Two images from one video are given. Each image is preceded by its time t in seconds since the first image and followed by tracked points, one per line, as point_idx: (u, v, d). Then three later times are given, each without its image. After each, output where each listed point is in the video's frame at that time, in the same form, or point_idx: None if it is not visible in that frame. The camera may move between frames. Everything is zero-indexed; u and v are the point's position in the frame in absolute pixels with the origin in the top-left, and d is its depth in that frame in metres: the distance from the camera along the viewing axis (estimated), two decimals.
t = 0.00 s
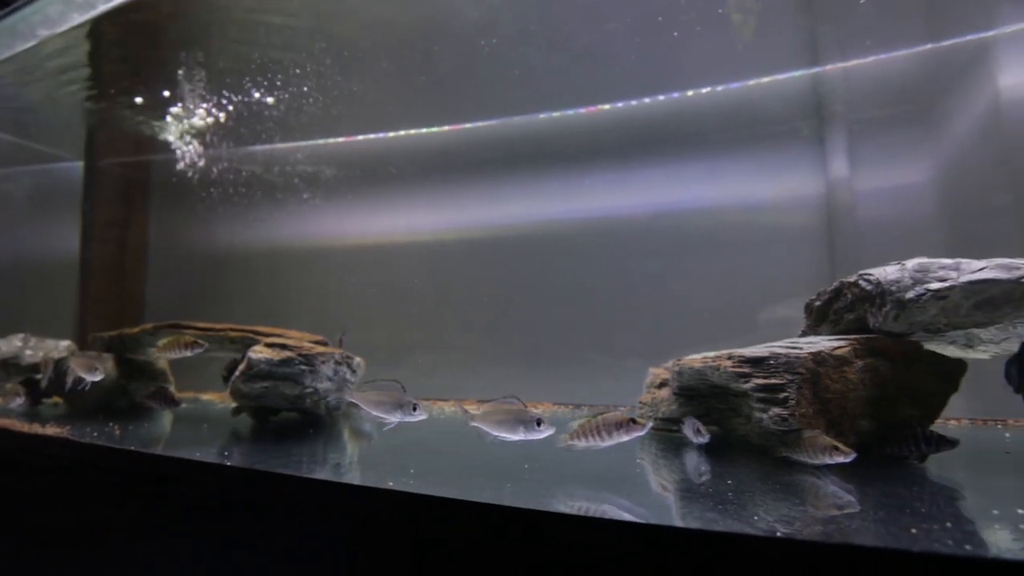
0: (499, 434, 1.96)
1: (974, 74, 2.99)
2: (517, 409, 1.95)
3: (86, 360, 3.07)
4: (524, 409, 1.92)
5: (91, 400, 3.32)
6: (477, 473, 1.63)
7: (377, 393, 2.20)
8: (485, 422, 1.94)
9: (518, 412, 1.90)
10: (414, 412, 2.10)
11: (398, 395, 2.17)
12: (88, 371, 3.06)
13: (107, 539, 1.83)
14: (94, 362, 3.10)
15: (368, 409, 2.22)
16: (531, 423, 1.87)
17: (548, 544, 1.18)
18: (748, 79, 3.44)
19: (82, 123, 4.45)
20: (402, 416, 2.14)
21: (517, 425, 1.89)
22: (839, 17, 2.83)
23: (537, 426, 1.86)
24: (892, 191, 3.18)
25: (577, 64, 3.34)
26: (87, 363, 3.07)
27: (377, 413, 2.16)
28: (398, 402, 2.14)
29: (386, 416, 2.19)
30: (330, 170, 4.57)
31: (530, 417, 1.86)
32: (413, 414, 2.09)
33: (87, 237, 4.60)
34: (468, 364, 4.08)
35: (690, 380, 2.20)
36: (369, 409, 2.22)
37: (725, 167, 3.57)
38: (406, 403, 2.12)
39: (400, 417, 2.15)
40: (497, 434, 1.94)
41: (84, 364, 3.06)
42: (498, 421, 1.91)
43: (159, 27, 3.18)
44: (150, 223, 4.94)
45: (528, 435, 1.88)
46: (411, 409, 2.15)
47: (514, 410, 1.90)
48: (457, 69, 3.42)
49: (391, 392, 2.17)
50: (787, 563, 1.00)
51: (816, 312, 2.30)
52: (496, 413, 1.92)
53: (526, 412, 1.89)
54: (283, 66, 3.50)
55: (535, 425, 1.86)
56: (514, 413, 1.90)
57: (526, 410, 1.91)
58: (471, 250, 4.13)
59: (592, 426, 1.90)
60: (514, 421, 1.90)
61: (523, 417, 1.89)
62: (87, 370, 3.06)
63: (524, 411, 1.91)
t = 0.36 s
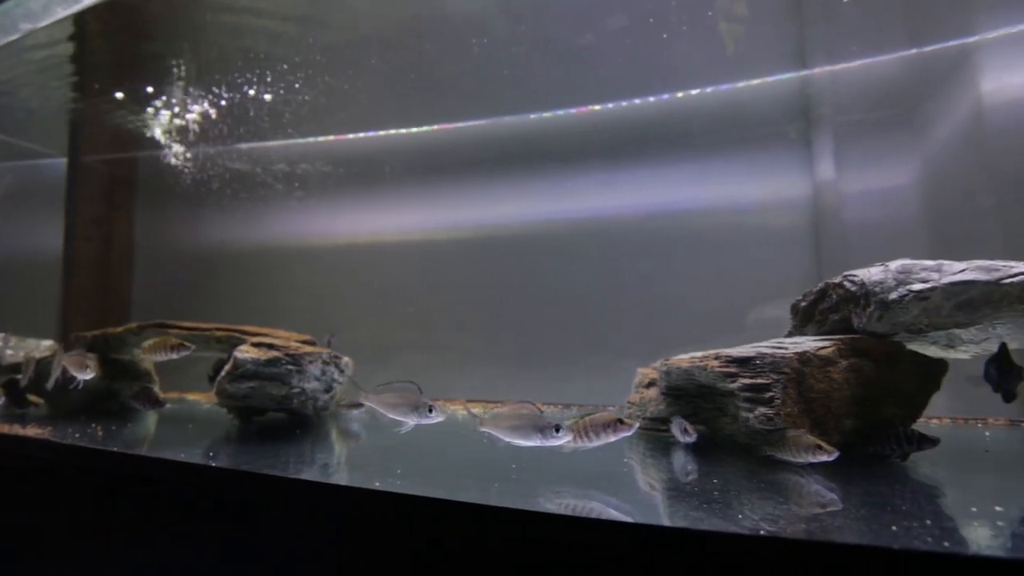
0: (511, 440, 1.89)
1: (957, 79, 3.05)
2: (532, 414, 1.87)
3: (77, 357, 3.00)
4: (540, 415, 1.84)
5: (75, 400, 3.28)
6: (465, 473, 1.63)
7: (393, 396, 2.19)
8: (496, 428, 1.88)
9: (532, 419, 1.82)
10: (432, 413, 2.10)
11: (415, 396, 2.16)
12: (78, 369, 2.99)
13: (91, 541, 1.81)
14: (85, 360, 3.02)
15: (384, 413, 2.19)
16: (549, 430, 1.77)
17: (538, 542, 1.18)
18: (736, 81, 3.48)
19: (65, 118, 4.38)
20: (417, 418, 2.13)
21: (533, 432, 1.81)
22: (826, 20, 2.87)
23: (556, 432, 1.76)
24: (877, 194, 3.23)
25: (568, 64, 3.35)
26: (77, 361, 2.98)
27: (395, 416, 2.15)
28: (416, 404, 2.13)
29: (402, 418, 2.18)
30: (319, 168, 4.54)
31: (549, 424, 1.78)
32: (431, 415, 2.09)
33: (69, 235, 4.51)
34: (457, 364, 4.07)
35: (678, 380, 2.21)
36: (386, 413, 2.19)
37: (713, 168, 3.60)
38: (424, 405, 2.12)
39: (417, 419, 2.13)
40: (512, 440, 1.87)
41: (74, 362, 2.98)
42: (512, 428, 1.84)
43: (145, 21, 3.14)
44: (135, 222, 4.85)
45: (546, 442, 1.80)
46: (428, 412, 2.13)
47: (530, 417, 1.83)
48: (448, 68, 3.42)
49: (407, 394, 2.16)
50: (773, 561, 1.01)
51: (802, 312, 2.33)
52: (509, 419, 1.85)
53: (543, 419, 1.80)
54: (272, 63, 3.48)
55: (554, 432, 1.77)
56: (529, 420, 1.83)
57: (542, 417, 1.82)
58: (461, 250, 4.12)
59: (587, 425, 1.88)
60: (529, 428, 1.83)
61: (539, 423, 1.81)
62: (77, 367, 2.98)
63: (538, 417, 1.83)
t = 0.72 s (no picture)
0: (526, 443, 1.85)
1: (941, 83, 3.10)
2: (548, 417, 1.81)
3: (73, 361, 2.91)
4: (556, 418, 1.79)
5: (57, 401, 3.22)
6: (453, 474, 1.63)
7: (410, 399, 2.15)
8: (511, 432, 1.83)
9: (550, 423, 1.76)
10: (452, 414, 2.06)
11: (433, 397, 2.13)
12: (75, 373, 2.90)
13: (72, 544, 1.78)
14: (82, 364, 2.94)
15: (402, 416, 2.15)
16: (570, 434, 1.74)
17: (527, 542, 1.18)
18: (726, 83, 3.50)
19: (48, 114, 4.32)
20: (437, 419, 2.09)
21: (553, 437, 1.76)
22: (814, 24, 2.91)
23: (578, 437, 1.74)
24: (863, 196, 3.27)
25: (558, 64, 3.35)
26: (75, 365, 2.90)
27: (414, 419, 2.12)
28: (434, 404, 2.10)
29: (422, 421, 2.13)
30: (308, 167, 4.51)
31: (570, 428, 1.73)
32: (451, 417, 2.05)
33: (52, 234, 4.41)
34: (447, 364, 4.06)
35: (665, 380, 2.22)
36: (405, 416, 2.15)
37: (702, 169, 3.62)
38: (443, 406, 2.08)
39: (436, 421, 2.09)
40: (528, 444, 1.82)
41: (72, 366, 2.90)
42: (529, 432, 1.79)
43: (130, 17, 3.10)
44: (121, 221, 4.76)
45: (566, 446, 1.76)
46: (447, 413, 2.09)
47: (547, 421, 1.77)
48: (439, 67, 3.41)
49: (425, 396, 2.13)
50: (758, 559, 1.02)
51: (789, 313, 2.35)
52: (526, 424, 1.80)
53: (562, 422, 1.75)
54: (261, 61, 3.45)
55: (575, 436, 1.74)
56: (547, 424, 1.78)
57: (560, 420, 1.77)
58: (452, 249, 4.11)
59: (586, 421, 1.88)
60: (548, 432, 1.78)
61: (558, 428, 1.76)
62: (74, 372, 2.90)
63: (555, 421, 1.77)
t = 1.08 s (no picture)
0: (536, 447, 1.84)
1: (924, 87, 3.15)
2: (557, 420, 1.80)
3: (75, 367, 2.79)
4: (566, 420, 1.78)
5: (34, 401, 3.10)
6: (441, 474, 1.63)
7: (431, 404, 2.02)
8: (520, 435, 1.82)
9: (560, 426, 1.75)
10: (475, 419, 1.94)
11: (455, 401, 2.01)
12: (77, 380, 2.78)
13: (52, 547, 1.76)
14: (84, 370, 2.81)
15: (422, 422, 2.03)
16: (579, 436, 1.73)
17: (515, 541, 1.19)
18: (715, 86, 3.54)
19: (30, 110, 4.25)
20: (461, 426, 1.97)
21: (562, 440, 1.75)
22: (801, 27, 2.95)
23: (587, 439, 1.73)
24: (849, 199, 3.31)
25: (549, 65, 3.36)
26: (77, 372, 2.77)
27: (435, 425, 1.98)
28: (457, 409, 1.97)
29: (445, 427, 2.01)
30: (297, 166, 4.49)
31: (579, 431, 1.73)
32: (475, 422, 1.94)
33: (35, 230, 4.25)
34: (436, 364, 4.05)
35: (652, 380, 2.23)
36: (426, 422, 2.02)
37: (692, 170, 3.65)
38: (467, 412, 1.96)
39: (459, 427, 1.97)
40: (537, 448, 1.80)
41: (74, 372, 2.77)
42: (537, 434, 1.77)
43: (115, 12, 3.07)
44: (106, 218, 4.67)
45: (575, 449, 1.75)
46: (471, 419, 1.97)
47: (557, 424, 1.76)
48: (429, 67, 3.41)
49: (447, 401, 2.00)
50: (743, 557, 1.03)
51: (775, 313, 2.37)
52: (534, 427, 1.79)
53: (572, 425, 1.75)
54: (249, 58, 3.42)
55: (584, 439, 1.73)
56: (557, 427, 1.76)
57: (569, 423, 1.76)
58: (441, 249, 4.10)
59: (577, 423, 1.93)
60: (558, 435, 1.77)
61: (567, 430, 1.75)
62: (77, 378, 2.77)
63: (565, 423, 1.76)
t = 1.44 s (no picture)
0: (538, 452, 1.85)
1: (899, 93, 3.22)
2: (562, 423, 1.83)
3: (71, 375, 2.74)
4: (571, 423, 1.81)
5: None
6: (421, 474, 1.63)
7: (447, 407, 2.00)
8: (523, 439, 1.83)
9: (564, 428, 1.78)
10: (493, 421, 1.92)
11: (471, 404, 1.99)
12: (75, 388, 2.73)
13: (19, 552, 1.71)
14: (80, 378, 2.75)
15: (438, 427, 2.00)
16: (583, 438, 1.75)
17: (496, 542, 1.19)
18: (698, 89, 3.58)
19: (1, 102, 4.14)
20: (477, 429, 1.95)
21: (565, 442, 1.77)
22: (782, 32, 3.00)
23: (591, 441, 1.75)
24: (828, 202, 3.37)
25: (534, 66, 3.38)
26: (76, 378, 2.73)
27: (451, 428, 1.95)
28: (473, 412, 1.96)
29: (460, 431, 1.98)
30: (278, 163, 4.43)
31: (582, 433, 1.75)
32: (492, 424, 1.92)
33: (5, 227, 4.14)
34: (419, 364, 4.03)
35: (633, 380, 2.24)
36: (442, 427, 1.99)
37: (675, 172, 3.68)
38: (483, 414, 1.94)
39: (476, 430, 1.94)
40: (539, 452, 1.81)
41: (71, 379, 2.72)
42: (542, 437, 1.79)
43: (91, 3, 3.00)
44: (80, 213, 4.54)
45: (578, 452, 1.76)
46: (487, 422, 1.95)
47: (561, 426, 1.79)
48: (413, 66, 3.40)
49: (462, 404, 1.98)
50: (718, 554, 1.04)
51: (753, 314, 2.41)
52: (538, 430, 1.80)
53: (576, 427, 1.77)
54: (230, 53, 3.37)
55: (588, 441, 1.75)
56: (561, 429, 1.79)
57: (573, 425, 1.79)
58: (425, 248, 4.08)
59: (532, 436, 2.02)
60: (562, 438, 1.79)
61: (571, 432, 1.78)
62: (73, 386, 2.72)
63: (570, 425, 1.80)
